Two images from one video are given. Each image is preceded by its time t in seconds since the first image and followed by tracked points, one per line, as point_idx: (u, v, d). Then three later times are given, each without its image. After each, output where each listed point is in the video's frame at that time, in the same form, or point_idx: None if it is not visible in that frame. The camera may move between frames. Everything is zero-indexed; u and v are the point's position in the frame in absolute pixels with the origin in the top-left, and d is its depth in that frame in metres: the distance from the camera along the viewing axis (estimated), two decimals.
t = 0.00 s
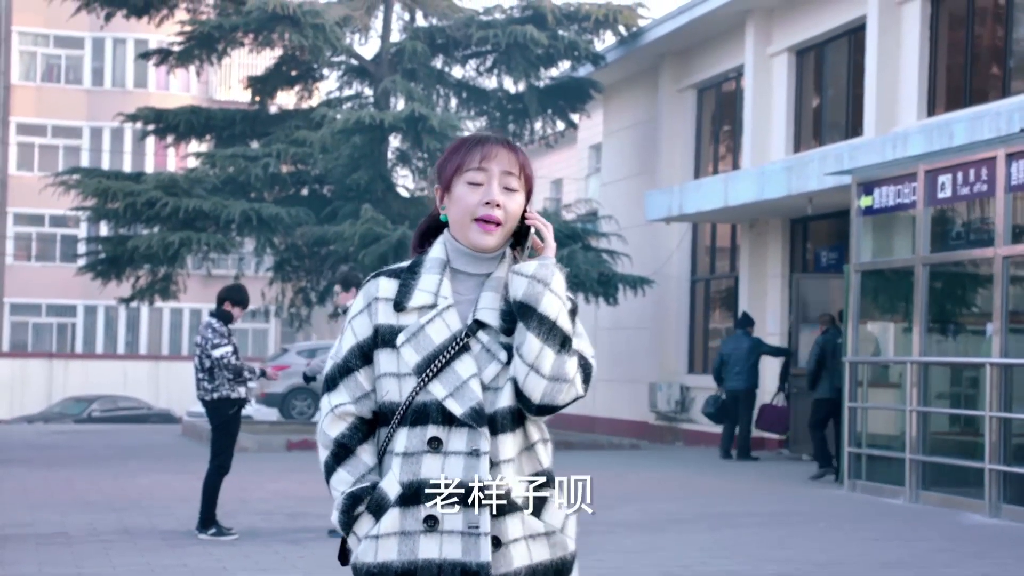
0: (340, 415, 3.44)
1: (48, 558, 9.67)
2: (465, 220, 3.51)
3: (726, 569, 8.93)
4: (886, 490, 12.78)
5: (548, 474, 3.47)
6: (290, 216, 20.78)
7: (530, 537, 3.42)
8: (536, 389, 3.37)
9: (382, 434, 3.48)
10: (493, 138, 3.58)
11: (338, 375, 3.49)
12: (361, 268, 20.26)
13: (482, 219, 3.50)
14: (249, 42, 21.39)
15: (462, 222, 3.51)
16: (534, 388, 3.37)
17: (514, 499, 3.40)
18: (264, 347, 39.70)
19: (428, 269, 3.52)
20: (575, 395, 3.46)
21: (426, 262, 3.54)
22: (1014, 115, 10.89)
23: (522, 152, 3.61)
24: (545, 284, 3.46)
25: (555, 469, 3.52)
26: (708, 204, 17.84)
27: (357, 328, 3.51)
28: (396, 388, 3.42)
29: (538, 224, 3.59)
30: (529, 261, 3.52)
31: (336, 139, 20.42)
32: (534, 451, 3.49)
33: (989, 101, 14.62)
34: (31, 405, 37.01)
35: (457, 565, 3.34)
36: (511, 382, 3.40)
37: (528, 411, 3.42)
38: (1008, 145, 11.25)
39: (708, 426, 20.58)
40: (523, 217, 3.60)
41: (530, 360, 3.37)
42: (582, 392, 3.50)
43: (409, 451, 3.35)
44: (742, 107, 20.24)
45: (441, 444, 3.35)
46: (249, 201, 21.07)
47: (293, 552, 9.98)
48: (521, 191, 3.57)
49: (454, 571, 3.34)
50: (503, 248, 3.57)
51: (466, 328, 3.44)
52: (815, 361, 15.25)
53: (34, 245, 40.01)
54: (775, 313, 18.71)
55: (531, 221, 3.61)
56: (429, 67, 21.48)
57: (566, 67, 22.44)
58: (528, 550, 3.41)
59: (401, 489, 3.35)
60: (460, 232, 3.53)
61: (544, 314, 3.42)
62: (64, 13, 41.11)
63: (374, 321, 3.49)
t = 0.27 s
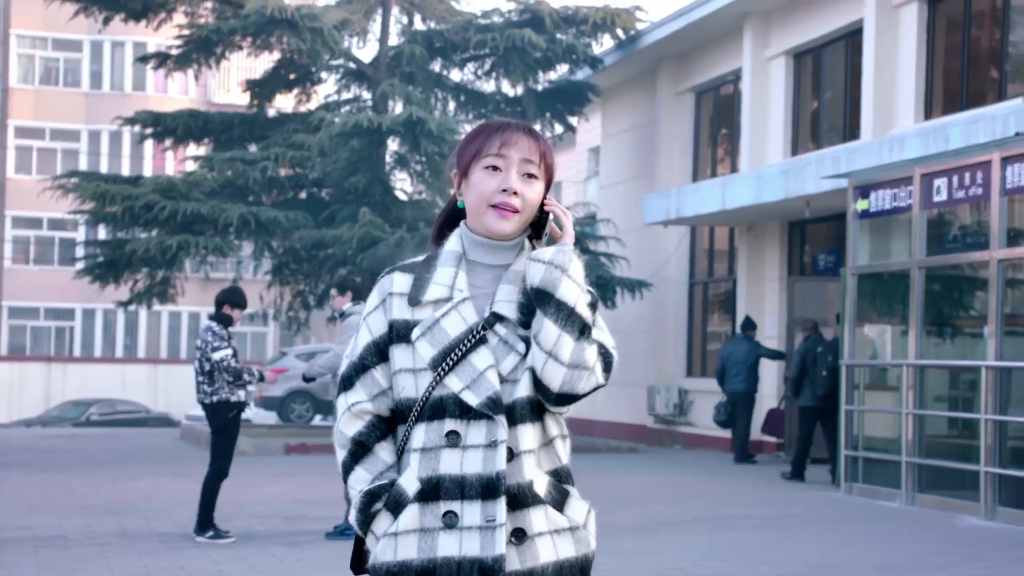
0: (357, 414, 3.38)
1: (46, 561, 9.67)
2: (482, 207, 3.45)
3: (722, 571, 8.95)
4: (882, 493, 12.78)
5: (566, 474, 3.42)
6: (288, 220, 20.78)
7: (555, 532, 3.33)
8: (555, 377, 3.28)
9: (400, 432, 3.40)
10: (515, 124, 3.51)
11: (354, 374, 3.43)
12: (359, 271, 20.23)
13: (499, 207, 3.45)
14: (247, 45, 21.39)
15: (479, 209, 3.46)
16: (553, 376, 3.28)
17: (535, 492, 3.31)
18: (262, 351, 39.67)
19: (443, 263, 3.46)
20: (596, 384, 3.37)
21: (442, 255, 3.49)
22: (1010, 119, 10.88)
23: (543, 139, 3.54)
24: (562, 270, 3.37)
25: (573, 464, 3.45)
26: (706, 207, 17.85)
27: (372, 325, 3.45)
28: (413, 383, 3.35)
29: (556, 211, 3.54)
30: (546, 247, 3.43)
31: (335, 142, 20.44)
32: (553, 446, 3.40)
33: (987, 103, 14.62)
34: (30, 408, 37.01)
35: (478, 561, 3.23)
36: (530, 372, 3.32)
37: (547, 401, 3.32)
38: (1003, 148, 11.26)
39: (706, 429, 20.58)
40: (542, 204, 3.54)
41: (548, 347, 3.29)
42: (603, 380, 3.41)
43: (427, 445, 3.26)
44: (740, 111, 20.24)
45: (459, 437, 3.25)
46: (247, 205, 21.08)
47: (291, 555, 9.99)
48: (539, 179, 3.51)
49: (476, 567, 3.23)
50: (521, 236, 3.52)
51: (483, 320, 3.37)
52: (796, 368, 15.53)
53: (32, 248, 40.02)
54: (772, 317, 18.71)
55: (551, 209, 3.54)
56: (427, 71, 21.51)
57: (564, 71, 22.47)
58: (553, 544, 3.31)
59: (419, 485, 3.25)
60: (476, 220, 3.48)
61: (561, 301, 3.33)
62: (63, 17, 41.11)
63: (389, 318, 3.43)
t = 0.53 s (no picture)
0: (355, 425, 3.36)
1: (41, 566, 9.72)
2: (477, 208, 3.44)
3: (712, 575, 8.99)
4: (875, 498, 12.81)
5: (573, 480, 3.45)
6: (283, 226, 20.80)
7: (562, 544, 3.35)
8: (561, 389, 3.29)
9: (400, 444, 3.39)
10: (508, 124, 3.50)
11: (352, 384, 3.41)
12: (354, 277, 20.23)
13: (495, 207, 3.43)
14: (243, 52, 21.42)
15: (474, 210, 3.44)
16: (559, 387, 3.28)
17: (544, 506, 3.33)
18: (258, 357, 39.65)
19: (441, 269, 3.44)
20: (601, 392, 3.38)
21: (438, 261, 3.46)
22: (1001, 125, 10.92)
23: (536, 140, 3.54)
24: (560, 277, 3.38)
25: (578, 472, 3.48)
26: (700, 213, 17.88)
27: (371, 335, 3.43)
28: (416, 394, 3.33)
29: (551, 214, 3.55)
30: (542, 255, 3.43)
31: (330, 148, 20.46)
32: (558, 454, 3.42)
33: (980, 110, 14.65)
34: (24, 415, 36.99)
35: None
36: (536, 384, 3.32)
37: (554, 412, 3.33)
38: (994, 155, 11.29)
39: (700, 435, 20.61)
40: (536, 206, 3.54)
41: (552, 359, 3.28)
42: (608, 388, 3.42)
43: (432, 459, 3.25)
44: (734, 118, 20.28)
45: (467, 451, 3.25)
46: (242, 211, 21.09)
47: (285, 560, 10.03)
48: (534, 180, 3.51)
49: None
50: (516, 238, 3.50)
51: (486, 329, 3.36)
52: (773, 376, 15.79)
53: (27, 255, 39.99)
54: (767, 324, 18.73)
55: (545, 211, 3.54)
56: (422, 77, 21.55)
57: (559, 77, 22.52)
58: (560, 557, 3.33)
59: (423, 498, 3.24)
60: (471, 222, 3.46)
61: (563, 310, 3.33)
62: (58, 23, 41.13)
63: (389, 328, 3.41)
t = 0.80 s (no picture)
0: (342, 446, 3.22)
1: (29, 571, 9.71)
2: (459, 215, 3.26)
3: None
4: (862, 502, 12.86)
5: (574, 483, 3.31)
6: (273, 230, 20.82)
7: (563, 554, 3.22)
8: (561, 392, 3.15)
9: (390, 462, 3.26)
10: (487, 127, 3.32)
11: (335, 406, 3.26)
12: (343, 281, 20.25)
13: (477, 216, 3.26)
14: (232, 56, 21.44)
15: (455, 219, 3.27)
16: (559, 391, 3.14)
17: (546, 517, 3.19)
18: (247, 361, 39.64)
19: (421, 281, 3.28)
20: (601, 393, 3.25)
21: (417, 273, 3.30)
22: (988, 130, 10.99)
23: (515, 143, 3.37)
24: (551, 278, 3.25)
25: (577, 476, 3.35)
26: (688, 217, 17.95)
27: (352, 354, 3.28)
28: (405, 409, 3.19)
29: (535, 219, 3.40)
30: (529, 256, 3.30)
31: (319, 152, 20.50)
32: (557, 462, 3.28)
33: (967, 114, 14.72)
34: (14, 419, 36.96)
35: None
36: (532, 390, 3.18)
37: (552, 417, 3.20)
38: (979, 160, 11.37)
39: (689, 440, 20.65)
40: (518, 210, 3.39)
41: (551, 361, 3.15)
42: (608, 387, 3.29)
43: (428, 473, 3.13)
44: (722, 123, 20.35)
45: (463, 463, 3.13)
46: (232, 215, 21.11)
47: (274, 564, 10.03)
48: (514, 184, 3.34)
49: None
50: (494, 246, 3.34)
51: (474, 338, 3.20)
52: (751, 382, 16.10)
53: (17, 259, 39.95)
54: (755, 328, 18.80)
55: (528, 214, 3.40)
56: (412, 82, 21.61)
57: (548, 82, 22.59)
58: (562, 567, 3.20)
59: (420, 515, 3.13)
60: (451, 231, 3.28)
61: (557, 311, 3.20)
62: (47, 27, 41.10)
63: (372, 344, 3.26)
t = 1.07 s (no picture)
0: (317, 442, 3.04)
1: None
2: (445, 205, 3.13)
3: None
4: (843, 508, 12.92)
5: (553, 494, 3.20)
6: (258, 237, 20.85)
7: (544, 563, 3.08)
8: (546, 399, 3.03)
9: (365, 461, 3.11)
10: (472, 113, 3.20)
11: (312, 399, 3.09)
12: (328, 289, 20.30)
13: (464, 204, 3.13)
14: (217, 63, 21.45)
15: (441, 208, 3.13)
16: (544, 398, 3.03)
17: (525, 523, 3.06)
18: (233, 368, 39.61)
19: (407, 274, 3.14)
20: (586, 402, 3.12)
21: (403, 266, 3.17)
22: (966, 138, 11.04)
23: (502, 129, 3.25)
24: (540, 281, 3.13)
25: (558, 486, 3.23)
26: (671, 224, 18.00)
27: (333, 345, 3.12)
28: (384, 408, 3.04)
29: (523, 212, 3.27)
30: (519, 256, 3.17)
31: (304, 160, 20.53)
32: (536, 468, 3.14)
33: (948, 122, 14.80)
34: None
35: None
36: (516, 394, 3.05)
37: (535, 423, 3.08)
38: (958, 168, 11.45)
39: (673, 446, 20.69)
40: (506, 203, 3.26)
41: (535, 366, 3.03)
42: (592, 396, 3.17)
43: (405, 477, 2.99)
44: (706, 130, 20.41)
45: (442, 468, 2.99)
46: (217, 222, 21.12)
47: (257, 570, 10.04)
48: (503, 172, 3.21)
49: None
50: (483, 237, 3.20)
51: (459, 337, 3.08)
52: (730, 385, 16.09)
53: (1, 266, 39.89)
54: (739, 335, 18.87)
55: (517, 208, 3.26)
56: (397, 89, 21.59)
57: (532, 89, 22.67)
58: None
59: (395, 520, 2.99)
60: (436, 221, 3.15)
61: (545, 315, 3.08)
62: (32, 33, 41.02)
63: (353, 337, 3.11)
